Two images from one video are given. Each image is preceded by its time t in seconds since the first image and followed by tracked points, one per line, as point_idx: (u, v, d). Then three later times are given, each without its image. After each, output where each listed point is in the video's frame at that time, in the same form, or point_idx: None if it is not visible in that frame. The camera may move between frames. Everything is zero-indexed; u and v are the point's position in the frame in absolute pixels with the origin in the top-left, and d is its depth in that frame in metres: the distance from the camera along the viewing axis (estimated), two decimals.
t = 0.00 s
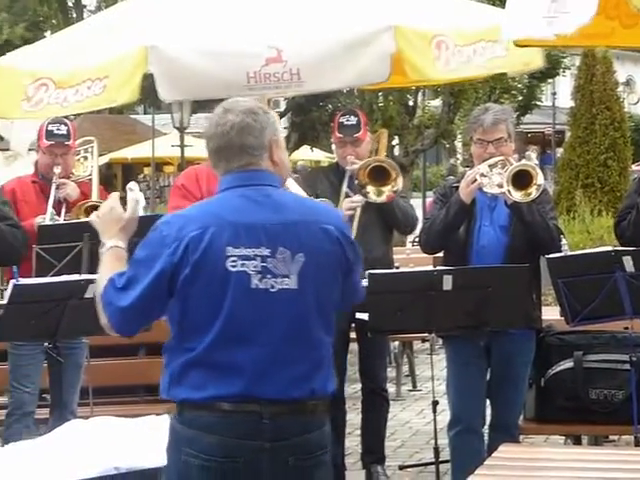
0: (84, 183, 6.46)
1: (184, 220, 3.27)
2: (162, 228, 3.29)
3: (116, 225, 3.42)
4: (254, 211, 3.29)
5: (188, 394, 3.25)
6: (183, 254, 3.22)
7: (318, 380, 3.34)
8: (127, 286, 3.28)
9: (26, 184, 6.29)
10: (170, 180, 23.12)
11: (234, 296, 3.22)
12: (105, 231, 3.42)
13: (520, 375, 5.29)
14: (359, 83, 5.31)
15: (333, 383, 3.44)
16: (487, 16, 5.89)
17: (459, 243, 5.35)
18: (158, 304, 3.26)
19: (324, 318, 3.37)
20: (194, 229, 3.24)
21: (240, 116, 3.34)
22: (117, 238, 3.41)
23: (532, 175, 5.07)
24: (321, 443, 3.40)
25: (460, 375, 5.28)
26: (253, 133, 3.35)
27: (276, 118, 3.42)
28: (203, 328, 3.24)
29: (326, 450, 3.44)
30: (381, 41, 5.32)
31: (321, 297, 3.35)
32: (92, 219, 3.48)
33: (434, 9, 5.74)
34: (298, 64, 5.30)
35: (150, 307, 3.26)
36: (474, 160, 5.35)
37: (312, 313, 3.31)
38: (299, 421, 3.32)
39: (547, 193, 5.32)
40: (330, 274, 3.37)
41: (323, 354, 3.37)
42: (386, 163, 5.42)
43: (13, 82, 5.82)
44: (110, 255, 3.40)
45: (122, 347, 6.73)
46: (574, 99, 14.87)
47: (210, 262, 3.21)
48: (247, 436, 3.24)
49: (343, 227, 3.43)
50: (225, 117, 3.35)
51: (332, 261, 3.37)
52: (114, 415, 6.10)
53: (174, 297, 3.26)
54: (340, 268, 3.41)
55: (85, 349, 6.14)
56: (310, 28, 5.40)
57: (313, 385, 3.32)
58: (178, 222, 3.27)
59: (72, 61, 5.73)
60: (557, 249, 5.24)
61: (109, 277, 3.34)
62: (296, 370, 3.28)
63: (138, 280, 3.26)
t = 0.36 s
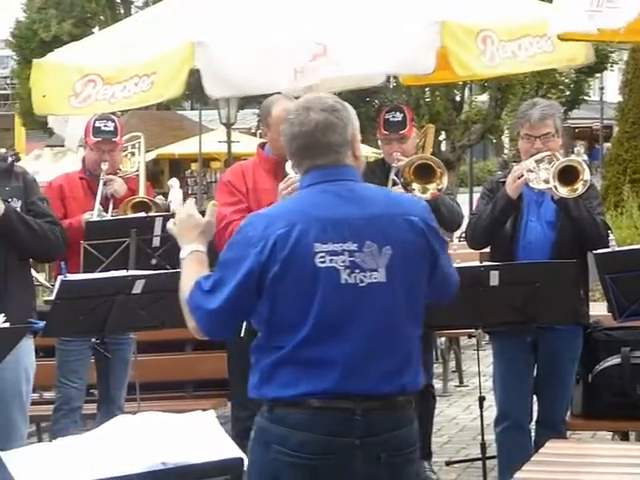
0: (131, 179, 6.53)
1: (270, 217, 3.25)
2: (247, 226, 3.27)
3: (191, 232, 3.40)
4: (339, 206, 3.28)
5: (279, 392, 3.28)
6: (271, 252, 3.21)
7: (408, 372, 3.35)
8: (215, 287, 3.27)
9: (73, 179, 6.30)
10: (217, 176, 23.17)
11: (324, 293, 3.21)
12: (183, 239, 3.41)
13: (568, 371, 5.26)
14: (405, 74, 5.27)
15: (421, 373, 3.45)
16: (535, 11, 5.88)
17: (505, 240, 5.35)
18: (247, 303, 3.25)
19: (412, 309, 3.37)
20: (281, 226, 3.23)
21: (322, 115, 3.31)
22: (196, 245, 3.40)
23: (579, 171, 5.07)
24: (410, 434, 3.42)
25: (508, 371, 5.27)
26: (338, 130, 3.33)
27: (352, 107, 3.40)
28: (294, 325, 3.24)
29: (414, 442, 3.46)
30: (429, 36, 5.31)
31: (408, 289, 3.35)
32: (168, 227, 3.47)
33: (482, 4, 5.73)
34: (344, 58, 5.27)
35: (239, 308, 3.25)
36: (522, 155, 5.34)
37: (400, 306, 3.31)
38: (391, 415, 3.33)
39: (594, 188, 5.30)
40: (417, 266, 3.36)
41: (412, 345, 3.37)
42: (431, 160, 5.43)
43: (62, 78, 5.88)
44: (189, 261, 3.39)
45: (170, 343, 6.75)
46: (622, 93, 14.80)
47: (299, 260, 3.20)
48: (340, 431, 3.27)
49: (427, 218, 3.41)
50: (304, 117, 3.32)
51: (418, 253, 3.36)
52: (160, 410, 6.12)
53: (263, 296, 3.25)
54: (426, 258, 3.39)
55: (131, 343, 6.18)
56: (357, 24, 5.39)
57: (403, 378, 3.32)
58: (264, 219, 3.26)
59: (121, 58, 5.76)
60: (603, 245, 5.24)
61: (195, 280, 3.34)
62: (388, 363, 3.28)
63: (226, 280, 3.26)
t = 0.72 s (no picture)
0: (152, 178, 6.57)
1: (319, 223, 3.25)
2: (294, 232, 3.27)
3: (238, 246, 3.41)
4: (387, 215, 3.28)
5: (323, 404, 3.28)
6: (320, 258, 3.20)
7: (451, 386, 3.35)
8: (262, 294, 3.27)
9: (95, 179, 6.28)
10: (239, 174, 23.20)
11: (371, 302, 3.20)
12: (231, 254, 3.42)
13: (589, 369, 5.24)
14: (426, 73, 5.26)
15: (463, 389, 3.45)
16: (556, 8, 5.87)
17: (527, 236, 5.34)
18: (295, 311, 3.24)
19: (457, 323, 3.37)
20: (330, 233, 3.22)
21: (377, 123, 3.31)
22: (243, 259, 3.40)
23: (601, 168, 5.05)
24: (449, 448, 3.42)
25: (529, 370, 5.26)
26: (391, 141, 3.33)
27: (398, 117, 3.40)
28: (340, 335, 3.24)
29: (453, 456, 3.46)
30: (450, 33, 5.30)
31: (454, 302, 3.34)
32: (215, 248, 3.49)
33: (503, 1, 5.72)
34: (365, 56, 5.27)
35: (286, 316, 3.24)
36: (543, 153, 5.33)
37: (446, 320, 3.31)
38: (432, 428, 3.32)
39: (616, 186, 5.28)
40: (462, 279, 3.36)
41: (455, 359, 3.37)
42: (453, 162, 5.44)
43: (81, 76, 5.91)
44: (237, 273, 3.39)
45: (190, 340, 6.75)
46: None
47: (348, 268, 3.20)
48: (382, 445, 3.26)
49: (472, 232, 3.42)
50: (360, 126, 3.30)
51: (464, 265, 3.36)
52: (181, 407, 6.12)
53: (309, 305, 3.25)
54: (471, 271, 3.39)
55: (153, 341, 6.18)
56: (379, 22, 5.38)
57: (447, 392, 3.32)
58: (312, 226, 3.25)
59: (141, 55, 5.79)
60: (624, 242, 5.21)
61: (242, 290, 3.34)
62: (433, 377, 3.28)
63: (274, 287, 3.25)
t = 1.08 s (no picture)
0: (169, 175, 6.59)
1: (357, 206, 3.30)
2: (331, 215, 3.32)
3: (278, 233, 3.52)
4: (424, 201, 3.34)
5: (354, 390, 3.34)
6: (358, 240, 3.26)
7: (477, 373, 3.43)
8: (298, 275, 3.32)
9: (113, 176, 6.31)
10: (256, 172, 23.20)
11: (407, 287, 3.27)
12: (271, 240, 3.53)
13: (607, 367, 5.24)
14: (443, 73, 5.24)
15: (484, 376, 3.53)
16: (575, 6, 5.86)
17: (544, 233, 5.33)
18: (330, 294, 3.30)
19: (483, 310, 3.45)
20: (369, 216, 3.28)
21: (421, 109, 3.38)
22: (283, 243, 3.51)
23: (618, 165, 5.05)
24: (473, 439, 3.49)
25: (547, 367, 5.26)
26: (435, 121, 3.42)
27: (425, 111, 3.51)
28: (375, 319, 3.30)
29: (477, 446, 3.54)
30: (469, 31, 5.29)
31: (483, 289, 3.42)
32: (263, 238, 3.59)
33: None
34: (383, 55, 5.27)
35: (322, 297, 3.30)
36: (561, 150, 5.32)
37: (476, 308, 3.40)
38: (459, 418, 3.40)
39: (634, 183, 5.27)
40: (491, 266, 3.44)
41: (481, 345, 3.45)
42: (470, 164, 5.51)
43: (100, 75, 5.92)
44: (276, 255, 3.48)
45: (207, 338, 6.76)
46: None
47: (386, 251, 3.25)
48: (412, 432, 3.33)
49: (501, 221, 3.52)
50: (407, 109, 3.37)
51: (493, 253, 3.45)
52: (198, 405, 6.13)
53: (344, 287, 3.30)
54: (499, 260, 3.48)
55: (170, 340, 6.19)
56: (397, 19, 5.38)
57: (474, 379, 3.41)
58: (350, 210, 3.30)
59: (158, 54, 5.79)
60: None
61: (276, 272, 3.40)
62: (462, 363, 3.36)
63: (311, 268, 3.30)
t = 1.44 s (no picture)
0: (179, 172, 6.58)
1: (380, 200, 3.30)
2: (355, 208, 3.32)
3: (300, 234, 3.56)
4: (446, 197, 3.34)
5: (369, 385, 3.35)
6: (381, 234, 3.26)
7: (493, 371, 3.43)
8: (319, 267, 3.32)
9: (123, 174, 6.30)
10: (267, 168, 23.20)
11: (428, 282, 3.27)
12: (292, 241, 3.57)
13: (619, 362, 5.24)
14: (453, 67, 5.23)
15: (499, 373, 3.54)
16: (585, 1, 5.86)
17: (555, 228, 5.32)
18: (351, 288, 3.29)
19: (501, 307, 3.45)
20: (392, 210, 3.28)
21: (441, 107, 3.41)
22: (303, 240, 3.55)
23: (628, 159, 5.03)
24: (487, 435, 3.51)
25: (558, 362, 5.25)
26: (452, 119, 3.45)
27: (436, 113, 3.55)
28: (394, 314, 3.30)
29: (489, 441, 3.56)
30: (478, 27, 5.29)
31: (501, 286, 3.43)
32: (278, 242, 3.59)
33: None
34: (394, 49, 5.23)
35: (343, 290, 3.29)
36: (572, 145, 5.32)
37: (495, 306, 3.40)
38: (473, 414, 3.42)
39: None
40: (510, 263, 3.45)
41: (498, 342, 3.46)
42: (481, 160, 5.55)
43: (109, 72, 5.90)
44: (298, 253, 3.50)
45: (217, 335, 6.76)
46: None
47: (408, 246, 3.25)
48: (425, 430, 3.35)
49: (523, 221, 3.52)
50: (428, 106, 3.39)
51: (513, 251, 3.45)
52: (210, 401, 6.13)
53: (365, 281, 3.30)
54: (519, 257, 3.49)
55: (181, 336, 6.19)
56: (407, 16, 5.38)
57: (490, 377, 3.41)
58: (373, 204, 3.30)
59: (169, 51, 5.81)
60: None
61: (295, 265, 3.40)
62: (479, 361, 3.36)
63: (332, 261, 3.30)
